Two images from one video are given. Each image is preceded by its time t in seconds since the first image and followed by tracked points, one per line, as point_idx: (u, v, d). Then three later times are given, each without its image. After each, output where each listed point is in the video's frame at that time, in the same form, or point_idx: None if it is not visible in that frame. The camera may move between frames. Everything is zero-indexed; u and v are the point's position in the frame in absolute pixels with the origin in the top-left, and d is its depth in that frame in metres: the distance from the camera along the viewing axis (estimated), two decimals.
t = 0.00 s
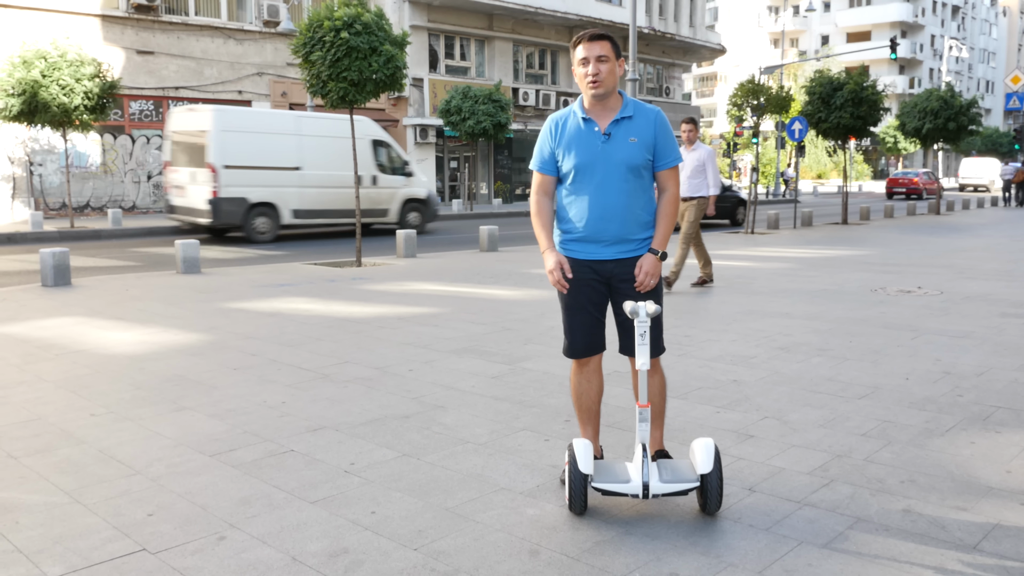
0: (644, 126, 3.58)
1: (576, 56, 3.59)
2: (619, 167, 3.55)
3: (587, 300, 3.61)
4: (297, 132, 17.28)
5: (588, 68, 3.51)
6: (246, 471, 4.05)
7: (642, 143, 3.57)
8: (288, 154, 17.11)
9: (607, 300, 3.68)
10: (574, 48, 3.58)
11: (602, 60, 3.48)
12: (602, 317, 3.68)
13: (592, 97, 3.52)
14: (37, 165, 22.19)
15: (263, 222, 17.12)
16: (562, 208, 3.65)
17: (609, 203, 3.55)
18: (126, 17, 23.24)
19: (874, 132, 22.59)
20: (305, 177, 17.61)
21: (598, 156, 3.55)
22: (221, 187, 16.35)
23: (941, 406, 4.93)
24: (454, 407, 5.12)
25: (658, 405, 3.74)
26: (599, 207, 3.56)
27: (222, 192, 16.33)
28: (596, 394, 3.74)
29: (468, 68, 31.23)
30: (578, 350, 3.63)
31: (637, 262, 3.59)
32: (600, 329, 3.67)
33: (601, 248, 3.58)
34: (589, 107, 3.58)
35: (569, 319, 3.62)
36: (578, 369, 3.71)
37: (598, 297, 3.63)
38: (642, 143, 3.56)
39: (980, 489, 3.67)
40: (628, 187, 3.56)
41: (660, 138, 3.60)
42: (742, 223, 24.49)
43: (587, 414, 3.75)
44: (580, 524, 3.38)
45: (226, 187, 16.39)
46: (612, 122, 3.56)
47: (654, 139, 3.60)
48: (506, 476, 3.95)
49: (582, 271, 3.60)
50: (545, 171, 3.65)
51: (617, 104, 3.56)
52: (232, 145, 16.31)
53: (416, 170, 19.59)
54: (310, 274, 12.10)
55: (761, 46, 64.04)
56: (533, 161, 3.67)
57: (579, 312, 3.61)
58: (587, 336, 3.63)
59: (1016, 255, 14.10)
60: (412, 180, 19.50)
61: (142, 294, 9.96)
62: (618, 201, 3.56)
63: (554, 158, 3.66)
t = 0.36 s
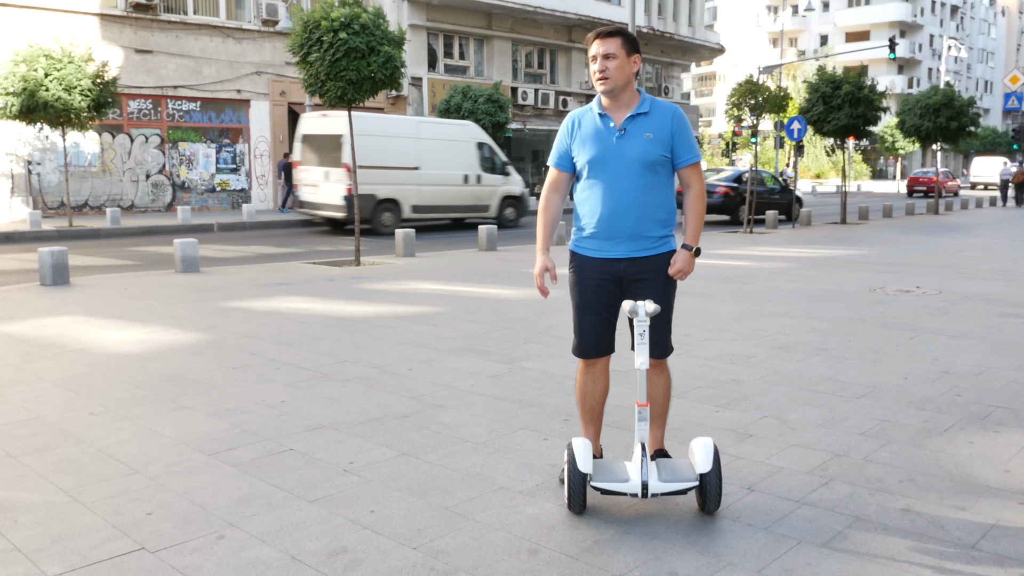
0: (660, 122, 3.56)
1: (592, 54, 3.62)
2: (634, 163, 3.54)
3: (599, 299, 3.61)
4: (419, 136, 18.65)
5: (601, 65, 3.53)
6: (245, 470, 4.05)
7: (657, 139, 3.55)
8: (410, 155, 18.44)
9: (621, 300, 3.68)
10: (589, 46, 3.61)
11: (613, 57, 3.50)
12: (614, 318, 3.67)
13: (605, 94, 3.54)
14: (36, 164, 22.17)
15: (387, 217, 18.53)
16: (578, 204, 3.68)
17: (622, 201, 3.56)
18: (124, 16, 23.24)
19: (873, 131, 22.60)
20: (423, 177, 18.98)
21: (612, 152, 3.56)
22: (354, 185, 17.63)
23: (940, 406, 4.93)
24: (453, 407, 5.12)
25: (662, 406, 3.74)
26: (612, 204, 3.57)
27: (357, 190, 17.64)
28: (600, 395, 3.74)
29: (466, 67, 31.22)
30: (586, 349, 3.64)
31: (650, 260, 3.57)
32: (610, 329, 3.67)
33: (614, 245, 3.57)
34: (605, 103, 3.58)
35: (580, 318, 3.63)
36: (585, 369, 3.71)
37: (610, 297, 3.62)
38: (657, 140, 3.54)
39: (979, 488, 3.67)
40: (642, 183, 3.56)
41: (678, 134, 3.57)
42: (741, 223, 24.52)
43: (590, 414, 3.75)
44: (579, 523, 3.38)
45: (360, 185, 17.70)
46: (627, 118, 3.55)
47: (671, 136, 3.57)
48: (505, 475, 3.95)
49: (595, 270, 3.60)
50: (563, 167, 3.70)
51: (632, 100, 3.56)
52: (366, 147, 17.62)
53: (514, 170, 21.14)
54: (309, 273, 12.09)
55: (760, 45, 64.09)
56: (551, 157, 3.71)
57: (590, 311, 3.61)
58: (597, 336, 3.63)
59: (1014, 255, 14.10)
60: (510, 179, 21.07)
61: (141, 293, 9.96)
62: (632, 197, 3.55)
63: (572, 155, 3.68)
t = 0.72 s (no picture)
0: (674, 119, 3.57)
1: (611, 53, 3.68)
2: (645, 159, 3.55)
3: (606, 297, 3.60)
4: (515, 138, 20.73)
5: (617, 62, 3.57)
6: (244, 469, 4.05)
7: (671, 135, 3.56)
8: (508, 155, 20.43)
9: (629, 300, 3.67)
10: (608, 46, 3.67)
11: (628, 55, 3.54)
12: (621, 319, 3.66)
13: (621, 90, 3.58)
14: (34, 163, 22.14)
15: (488, 211, 20.48)
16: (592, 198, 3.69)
17: (632, 194, 3.56)
18: (123, 15, 23.22)
19: (871, 130, 22.62)
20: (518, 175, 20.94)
21: (624, 147, 3.58)
22: (462, 182, 19.68)
23: (938, 405, 4.93)
24: (452, 406, 5.12)
25: (665, 406, 3.73)
26: (622, 198, 3.57)
27: (465, 186, 19.69)
28: (602, 395, 3.73)
29: (465, 66, 31.20)
30: (592, 348, 3.64)
31: (659, 255, 3.56)
32: (617, 329, 3.65)
33: (623, 240, 3.57)
34: (621, 101, 3.62)
35: (586, 317, 3.63)
36: (589, 368, 3.71)
37: (617, 296, 3.61)
38: (670, 136, 3.55)
39: (977, 487, 3.67)
40: (652, 177, 3.56)
41: (691, 132, 3.58)
42: (739, 221, 24.55)
43: (591, 413, 3.76)
44: (578, 522, 3.38)
45: (468, 182, 19.74)
46: (641, 114, 3.58)
47: (685, 133, 3.58)
48: (504, 474, 3.95)
49: (603, 266, 3.60)
50: (581, 165, 3.75)
51: (648, 97, 3.59)
52: (473, 148, 19.65)
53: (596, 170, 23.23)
54: (307, 272, 12.08)
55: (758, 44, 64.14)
56: (568, 154, 3.77)
57: (596, 310, 3.61)
58: (603, 336, 3.62)
59: (1013, 254, 14.10)
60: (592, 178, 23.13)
61: (139, 292, 9.95)
62: (642, 190, 3.55)
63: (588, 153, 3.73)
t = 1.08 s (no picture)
0: (674, 119, 3.56)
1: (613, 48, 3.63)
2: (644, 158, 3.54)
3: (602, 296, 3.60)
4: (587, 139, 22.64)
5: (626, 58, 3.53)
6: (242, 468, 4.05)
7: (670, 134, 3.55)
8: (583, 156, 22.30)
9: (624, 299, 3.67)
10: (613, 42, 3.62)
11: (641, 52, 3.52)
12: (615, 318, 3.67)
13: (625, 87, 3.54)
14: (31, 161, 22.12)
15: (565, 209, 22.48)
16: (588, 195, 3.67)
17: (631, 193, 3.55)
18: (120, 13, 23.17)
19: (869, 129, 22.63)
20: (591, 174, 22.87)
21: (623, 146, 3.56)
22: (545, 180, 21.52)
23: (936, 403, 4.94)
24: (449, 405, 5.12)
25: (661, 405, 3.74)
26: (621, 197, 3.57)
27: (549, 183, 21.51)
28: (598, 393, 3.74)
29: (462, 65, 31.17)
30: (587, 347, 3.64)
31: (657, 255, 3.56)
32: (611, 328, 3.66)
33: (621, 239, 3.56)
34: (621, 98, 3.59)
35: (583, 316, 3.63)
36: (585, 367, 3.71)
37: (613, 295, 3.61)
38: (670, 135, 3.55)
39: (975, 485, 3.68)
40: (650, 178, 3.55)
41: (690, 132, 3.58)
42: (737, 219, 24.57)
43: (588, 412, 3.75)
44: (576, 521, 3.38)
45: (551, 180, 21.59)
46: (642, 112, 3.56)
47: (684, 134, 3.57)
48: (502, 473, 3.94)
49: (599, 265, 3.60)
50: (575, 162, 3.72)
51: (648, 96, 3.57)
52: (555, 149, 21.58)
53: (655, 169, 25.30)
54: (305, 271, 12.07)
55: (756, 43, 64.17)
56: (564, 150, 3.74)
57: (592, 309, 3.61)
58: (598, 335, 3.63)
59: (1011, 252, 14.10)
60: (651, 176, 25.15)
61: (137, 290, 9.95)
62: (641, 190, 3.55)
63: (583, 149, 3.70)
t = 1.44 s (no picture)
0: (666, 119, 3.58)
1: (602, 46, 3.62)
2: (639, 158, 3.55)
3: (598, 296, 3.59)
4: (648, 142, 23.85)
5: (615, 55, 3.52)
6: (242, 468, 4.05)
7: (663, 134, 3.57)
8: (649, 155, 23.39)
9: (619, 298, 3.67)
10: (601, 40, 3.61)
11: (630, 49, 3.51)
12: (610, 317, 3.67)
13: (617, 85, 3.54)
14: (29, 161, 22.13)
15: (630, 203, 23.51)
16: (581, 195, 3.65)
17: (626, 193, 3.56)
18: (119, 13, 23.18)
19: (869, 130, 22.63)
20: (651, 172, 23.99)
21: (617, 146, 3.56)
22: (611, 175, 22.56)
23: (935, 404, 4.94)
24: (449, 405, 5.12)
25: (659, 403, 3.74)
26: (615, 197, 3.56)
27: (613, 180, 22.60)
28: (595, 393, 3.74)
29: (462, 65, 31.20)
30: (582, 348, 3.64)
31: (652, 255, 3.57)
32: (606, 328, 3.66)
33: (616, 240, 3.56)
34: (612, 98, 3.59)
35: (578, 316, 3.62)
36: (581, 368, 3.71)
37: (609, 295, 3.61)
38: (664, 135, 3.56)
39: (974, 486, 3.68)
40: (645, 178, 3.56)
41: (682, 133, 3.60)
42: (737, 220, 24.59)
43: (586, 412, 3.76)
44: (576, 521, 3.38)
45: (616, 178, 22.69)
46: (634, 112, 3.56)
47: (676, 135, 3.60)
48: (502, 473, 3.95)
49: (595, 265, 3.59)
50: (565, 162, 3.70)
51: (640, 96, 3.58)
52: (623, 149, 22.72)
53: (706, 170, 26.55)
54: (304, 271, 12.08)
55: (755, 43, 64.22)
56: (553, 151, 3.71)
57: (587, 309, 3.60)
58: (594, 335, 3.62)
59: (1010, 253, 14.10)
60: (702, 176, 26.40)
61: (135, 290, 9.94)
62: (636, 190, 3.56)
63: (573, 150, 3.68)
